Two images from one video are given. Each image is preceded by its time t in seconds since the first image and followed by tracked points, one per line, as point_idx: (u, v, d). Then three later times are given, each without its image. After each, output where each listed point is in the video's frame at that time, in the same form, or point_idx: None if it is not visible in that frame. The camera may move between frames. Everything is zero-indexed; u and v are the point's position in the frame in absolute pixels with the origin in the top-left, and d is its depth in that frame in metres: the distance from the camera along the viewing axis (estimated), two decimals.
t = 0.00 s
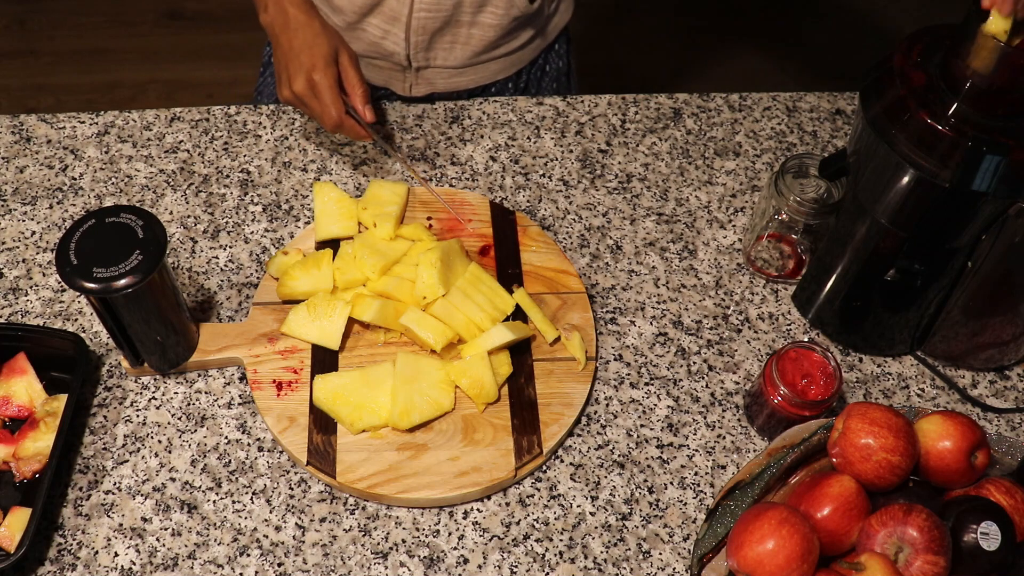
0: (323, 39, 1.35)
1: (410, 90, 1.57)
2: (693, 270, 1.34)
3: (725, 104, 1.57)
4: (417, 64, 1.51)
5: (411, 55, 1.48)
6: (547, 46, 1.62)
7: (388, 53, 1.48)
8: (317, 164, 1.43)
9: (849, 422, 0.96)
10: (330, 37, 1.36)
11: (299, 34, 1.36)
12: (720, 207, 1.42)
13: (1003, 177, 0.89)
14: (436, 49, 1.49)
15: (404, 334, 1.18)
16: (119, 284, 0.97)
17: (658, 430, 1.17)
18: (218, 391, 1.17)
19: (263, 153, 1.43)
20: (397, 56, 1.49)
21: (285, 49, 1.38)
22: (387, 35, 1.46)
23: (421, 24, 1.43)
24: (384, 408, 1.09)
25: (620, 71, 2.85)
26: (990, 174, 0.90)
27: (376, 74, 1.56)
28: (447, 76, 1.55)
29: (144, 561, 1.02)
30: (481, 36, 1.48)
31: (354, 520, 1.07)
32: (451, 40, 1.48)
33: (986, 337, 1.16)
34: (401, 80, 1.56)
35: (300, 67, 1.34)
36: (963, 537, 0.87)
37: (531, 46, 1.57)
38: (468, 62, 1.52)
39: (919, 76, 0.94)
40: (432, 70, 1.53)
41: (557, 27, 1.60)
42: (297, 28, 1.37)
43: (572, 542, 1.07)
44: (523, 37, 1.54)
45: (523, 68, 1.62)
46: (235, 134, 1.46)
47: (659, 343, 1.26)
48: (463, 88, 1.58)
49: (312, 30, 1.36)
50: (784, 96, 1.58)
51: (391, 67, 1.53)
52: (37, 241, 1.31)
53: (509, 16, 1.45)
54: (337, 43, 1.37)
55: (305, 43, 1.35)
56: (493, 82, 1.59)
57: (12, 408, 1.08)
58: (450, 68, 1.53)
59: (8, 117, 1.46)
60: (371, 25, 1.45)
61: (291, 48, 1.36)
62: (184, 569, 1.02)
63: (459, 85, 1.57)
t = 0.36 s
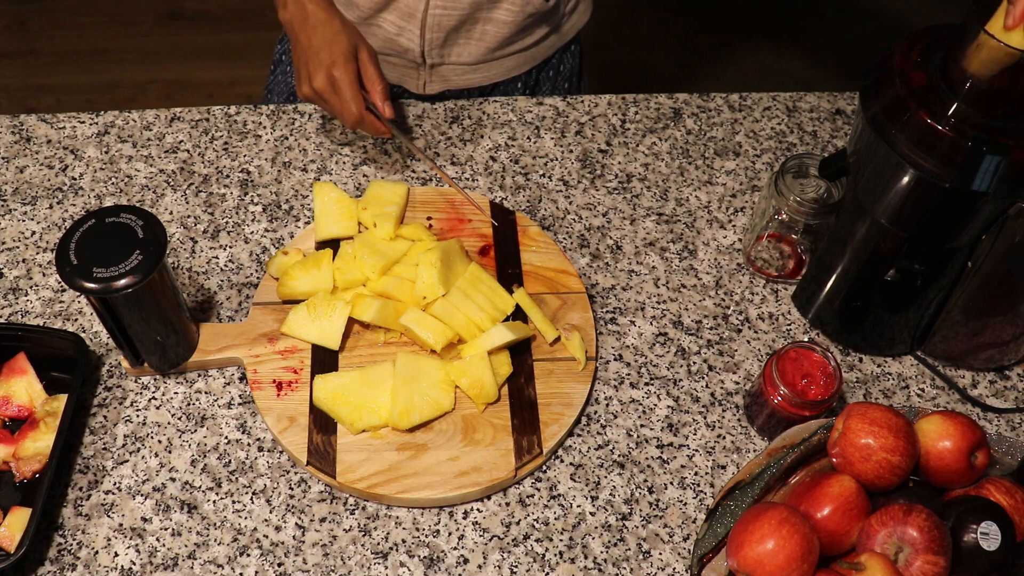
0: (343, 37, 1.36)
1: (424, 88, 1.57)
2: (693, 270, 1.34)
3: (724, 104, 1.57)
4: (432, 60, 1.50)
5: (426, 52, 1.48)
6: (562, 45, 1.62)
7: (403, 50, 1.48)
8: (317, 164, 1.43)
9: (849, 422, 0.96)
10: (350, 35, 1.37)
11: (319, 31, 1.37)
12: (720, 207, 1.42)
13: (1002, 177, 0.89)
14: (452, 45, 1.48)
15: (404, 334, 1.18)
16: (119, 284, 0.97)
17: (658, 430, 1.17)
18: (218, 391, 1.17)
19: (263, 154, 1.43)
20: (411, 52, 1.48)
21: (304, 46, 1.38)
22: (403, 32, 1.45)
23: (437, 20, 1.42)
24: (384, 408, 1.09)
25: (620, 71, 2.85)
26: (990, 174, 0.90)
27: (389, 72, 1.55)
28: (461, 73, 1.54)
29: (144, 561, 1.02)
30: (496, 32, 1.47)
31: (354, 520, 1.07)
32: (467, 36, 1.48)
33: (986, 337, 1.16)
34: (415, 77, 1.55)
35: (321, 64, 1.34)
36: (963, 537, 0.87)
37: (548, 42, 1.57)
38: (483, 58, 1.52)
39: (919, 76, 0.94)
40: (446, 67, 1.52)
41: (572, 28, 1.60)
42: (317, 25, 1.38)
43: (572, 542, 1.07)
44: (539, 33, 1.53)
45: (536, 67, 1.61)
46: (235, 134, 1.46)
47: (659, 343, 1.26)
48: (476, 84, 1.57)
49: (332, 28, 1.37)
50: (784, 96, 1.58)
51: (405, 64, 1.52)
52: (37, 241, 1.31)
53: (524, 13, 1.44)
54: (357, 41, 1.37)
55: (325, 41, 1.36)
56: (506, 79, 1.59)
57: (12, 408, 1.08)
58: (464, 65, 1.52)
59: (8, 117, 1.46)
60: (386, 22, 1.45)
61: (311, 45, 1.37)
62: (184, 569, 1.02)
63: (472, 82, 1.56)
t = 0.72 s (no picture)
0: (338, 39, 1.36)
1: (427, 88, 1.56)
2: (693, 270, 1.34)
3: (725, 104, 1.57)
4: (435, 60, 1.49)
5: (429, 52, 1.47)
6: (564, 44, 1.61)
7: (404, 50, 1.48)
8: (317, 164, 1.43)
9: (849, 422, 0.96)
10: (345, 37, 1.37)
11: (313, 33, 1.37)
12: (720, 207, 1.42)
13: (1003, 178, 0.89)
14: (455, 44, 1.48)
15: (404, 334, 1.18)
16: (119, 284, 0.97)
17: (658, 430, 1.17)
18: (218, 391, 1.17)
19: (263, 154, 1.43)
20: (415, 52, 1.47)
21: (297, 47, 1.38)
22: (405, 32, 1.44)
23: (439, 19, 1.41)
24: (384, 408, 1.09)
25: (620, 72, 2.85)
26: (991, 174, 0.90)
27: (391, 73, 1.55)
28: (464, 73, 1.53)
29: (144, 561, 1.02)
30: (499, 29, 1.46)
31: (354, 520, 1.07)
32: (469, 35, 1.47)
33: (986, 337, 1.16)
34: (418, 78, 1.54)
35: (316, 66, 1.34)
36: (963, 537, 0.87)
37: (551, 41, 1.57)
38: (486, 57, 1.51)
39: (920, 76, 0.94)
40: (450, 67, 1.51)
41: (573, 26, 1.59)
42: (311, 27, 1.38)
43: (572, 542, 1.07)
44: (542, 31, 1.52)
45: (539, 67, 1.61)
46: (235, 134, 1.46)
47: (659, 343, 1.26)
48: (480, 84, 1.56)
49: (326, 30, 1.37)
50: (784, 96, 1.58)
51: (408, 65, 1.51)
52: (37, 241, 1.31)
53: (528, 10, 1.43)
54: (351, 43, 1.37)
55: (320, 42, 1.36)
56: (508, 79, 1.58)
57: (12, 408, 1.08)
58: (466, 65, 1.52)
59: (8, 117, 1.46)
60: (388, 22, 1.44)
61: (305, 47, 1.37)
62: (184, 569, 1.02)
63: (476, 82, 1.55)
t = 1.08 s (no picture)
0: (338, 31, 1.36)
1: (421, 88, 1.56)
2: (693, 270, 1.34)
3: (725, 104, 1.57)
4: (428, 61, 1.50)
5: (423, 53, 1.48)
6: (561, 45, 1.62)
7: (404, 50, 1.48)
8: (317, 164, 1.43)
9: (849, 422, 0.96)
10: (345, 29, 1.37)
11: (315, 26, 1.37)
12: (720, 207, 1.42)
13: (1002, 178, 0.89)
14: (449, 46, 1.48)
15: (404, 334, 1.18)
16: (119, 284, 0.97)
17: (658, 430, 1.17)
18: (218, 391, 1.17)
19: (263, 154, 1.43)
20: (409, 53, 1.48)
21: (299, 41, 1.38)
22: (399, 32, 1.45)
23: (432, 20, 1.42)
24: (384, 408, 1.09)
25: (620, 72, 2.85)
26: (991, 174, 0.90)
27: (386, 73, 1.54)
28: (459, 74, 1.53)
29: (144, 562, 1.02)
30: (493, 33, 1.47)
31: (354, 521, 1.07)
32: (463, 37, 1.47)
33: (986, 337, 1.16)
34: (412, 78, 1.54)
35: (317, 59, 1.34)
36: (963, 537, 0.87)
37: (546, 43, 1.57)
38: (480, 59, 1.51)
39: (920, 76, 0.94)
40: (445, 68, 1.52)
41: (569, 28, 1.60)
42: (312, 19, 1.37)
43: (572, 542, 1.07)
44: (536, 34, 1.53)
45: (534, 69, 1.62)
46: (235, 134, 1.46)
47: (659, 343, 1.26)
48: (474, 86, 1.56)
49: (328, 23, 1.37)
50: (784, 96, 1.58)
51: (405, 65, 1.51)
52: (37, 241, 1.31)
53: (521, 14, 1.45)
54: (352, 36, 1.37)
55: (321, 35, 1.36)
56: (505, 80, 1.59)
57: (12, 408, 1.08)
58: (461, 66, 1.52)
59: (8, 117, 1.46)
60: (382, 23, 1.45)
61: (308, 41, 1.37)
62: (184, 569, 1.02)
63: (470, 83, 1.55)
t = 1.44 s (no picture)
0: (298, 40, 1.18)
1: (414, 86, 1.56)
2: (693, 270, 1.34)
3: (724, 104, 1.57)
4: (422, 59, 1.48)
5: (416, 51, 1.46)
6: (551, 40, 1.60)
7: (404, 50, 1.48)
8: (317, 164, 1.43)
9: (849, 422, 0.96)
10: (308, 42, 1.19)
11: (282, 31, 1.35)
12: (720, 207, 1.42)
13: (1002, 178, 0.89)
14: (442, 45, 1.47)
15: (404, 334, 1.18)
16: (119, 284, 0.97)
17: (658, 430, 1.17)
18: (218, 391, 1.17)
19: (262, 154, 1.43)
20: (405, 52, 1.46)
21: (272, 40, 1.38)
22: (392, 31, 1.44)
23: (427, 19, 1.40)
24: (384, 408, 1.09)
25: (620, 71, 2.85)
26: (991, 175, 0.90)
27: (378, 70, 1.54)
28: (452, 72, 1.53)
29: (144, 562, 1.02)
30: (486, 30, 1.45)
31: (354, 521, 1.07)
32: (456, 35, 1.46)
33: (985, 337, 1.16)
34: (406, 76, 1.54)
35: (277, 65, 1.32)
36: (963, 537, 0.87)
37: (536, 39, 1.56)
38: (476, 56, 1.50)
39: (920, 76, 0.94)
40: (438, 66, 1.51)
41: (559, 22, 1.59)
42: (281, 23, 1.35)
43: (572, 542, 1.07)
44: (527, 30, 1.52)
45: (528, 63, 1.61)
46: (235, 134, 1.46)
47: (659, 343, 1.26)
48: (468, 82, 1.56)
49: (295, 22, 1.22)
50: (784, 96, 1.58)
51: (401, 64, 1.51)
52: (37, 241, 1.31)
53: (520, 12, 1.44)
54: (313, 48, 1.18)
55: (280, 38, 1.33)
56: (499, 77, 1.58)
57: (12, 408, 1.08)
58: (454, 64, 1.51)
59: (8, 117, 1.46)
60: (375, 22, 1.43)
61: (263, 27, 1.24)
62: (184, 569, 1.02)
63: (464, 80, 1.55)
